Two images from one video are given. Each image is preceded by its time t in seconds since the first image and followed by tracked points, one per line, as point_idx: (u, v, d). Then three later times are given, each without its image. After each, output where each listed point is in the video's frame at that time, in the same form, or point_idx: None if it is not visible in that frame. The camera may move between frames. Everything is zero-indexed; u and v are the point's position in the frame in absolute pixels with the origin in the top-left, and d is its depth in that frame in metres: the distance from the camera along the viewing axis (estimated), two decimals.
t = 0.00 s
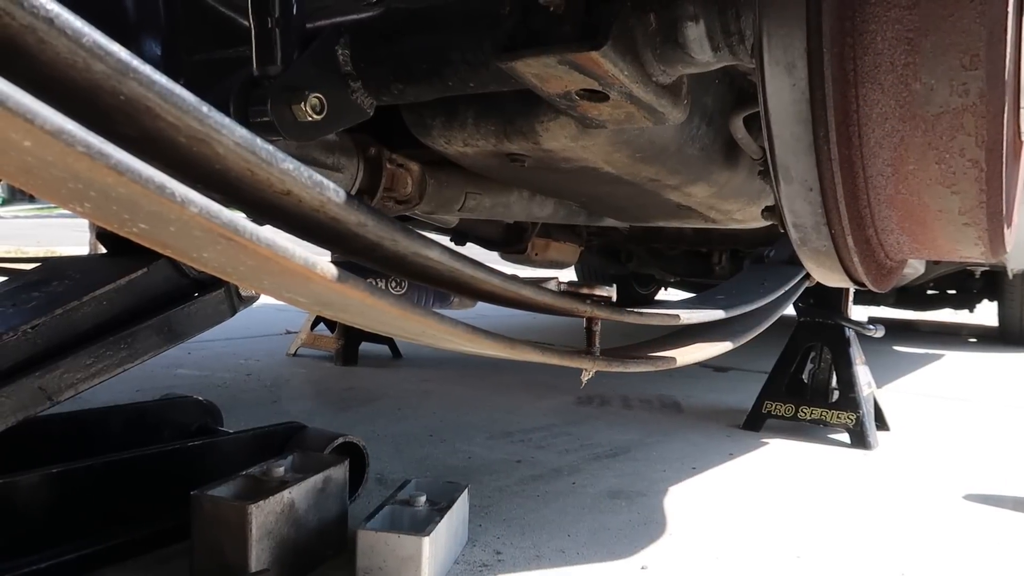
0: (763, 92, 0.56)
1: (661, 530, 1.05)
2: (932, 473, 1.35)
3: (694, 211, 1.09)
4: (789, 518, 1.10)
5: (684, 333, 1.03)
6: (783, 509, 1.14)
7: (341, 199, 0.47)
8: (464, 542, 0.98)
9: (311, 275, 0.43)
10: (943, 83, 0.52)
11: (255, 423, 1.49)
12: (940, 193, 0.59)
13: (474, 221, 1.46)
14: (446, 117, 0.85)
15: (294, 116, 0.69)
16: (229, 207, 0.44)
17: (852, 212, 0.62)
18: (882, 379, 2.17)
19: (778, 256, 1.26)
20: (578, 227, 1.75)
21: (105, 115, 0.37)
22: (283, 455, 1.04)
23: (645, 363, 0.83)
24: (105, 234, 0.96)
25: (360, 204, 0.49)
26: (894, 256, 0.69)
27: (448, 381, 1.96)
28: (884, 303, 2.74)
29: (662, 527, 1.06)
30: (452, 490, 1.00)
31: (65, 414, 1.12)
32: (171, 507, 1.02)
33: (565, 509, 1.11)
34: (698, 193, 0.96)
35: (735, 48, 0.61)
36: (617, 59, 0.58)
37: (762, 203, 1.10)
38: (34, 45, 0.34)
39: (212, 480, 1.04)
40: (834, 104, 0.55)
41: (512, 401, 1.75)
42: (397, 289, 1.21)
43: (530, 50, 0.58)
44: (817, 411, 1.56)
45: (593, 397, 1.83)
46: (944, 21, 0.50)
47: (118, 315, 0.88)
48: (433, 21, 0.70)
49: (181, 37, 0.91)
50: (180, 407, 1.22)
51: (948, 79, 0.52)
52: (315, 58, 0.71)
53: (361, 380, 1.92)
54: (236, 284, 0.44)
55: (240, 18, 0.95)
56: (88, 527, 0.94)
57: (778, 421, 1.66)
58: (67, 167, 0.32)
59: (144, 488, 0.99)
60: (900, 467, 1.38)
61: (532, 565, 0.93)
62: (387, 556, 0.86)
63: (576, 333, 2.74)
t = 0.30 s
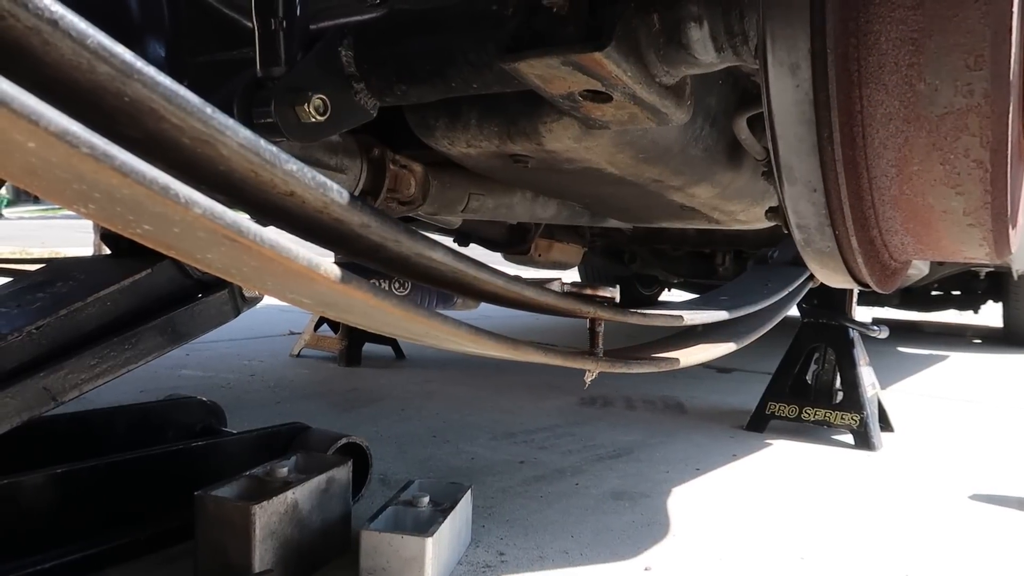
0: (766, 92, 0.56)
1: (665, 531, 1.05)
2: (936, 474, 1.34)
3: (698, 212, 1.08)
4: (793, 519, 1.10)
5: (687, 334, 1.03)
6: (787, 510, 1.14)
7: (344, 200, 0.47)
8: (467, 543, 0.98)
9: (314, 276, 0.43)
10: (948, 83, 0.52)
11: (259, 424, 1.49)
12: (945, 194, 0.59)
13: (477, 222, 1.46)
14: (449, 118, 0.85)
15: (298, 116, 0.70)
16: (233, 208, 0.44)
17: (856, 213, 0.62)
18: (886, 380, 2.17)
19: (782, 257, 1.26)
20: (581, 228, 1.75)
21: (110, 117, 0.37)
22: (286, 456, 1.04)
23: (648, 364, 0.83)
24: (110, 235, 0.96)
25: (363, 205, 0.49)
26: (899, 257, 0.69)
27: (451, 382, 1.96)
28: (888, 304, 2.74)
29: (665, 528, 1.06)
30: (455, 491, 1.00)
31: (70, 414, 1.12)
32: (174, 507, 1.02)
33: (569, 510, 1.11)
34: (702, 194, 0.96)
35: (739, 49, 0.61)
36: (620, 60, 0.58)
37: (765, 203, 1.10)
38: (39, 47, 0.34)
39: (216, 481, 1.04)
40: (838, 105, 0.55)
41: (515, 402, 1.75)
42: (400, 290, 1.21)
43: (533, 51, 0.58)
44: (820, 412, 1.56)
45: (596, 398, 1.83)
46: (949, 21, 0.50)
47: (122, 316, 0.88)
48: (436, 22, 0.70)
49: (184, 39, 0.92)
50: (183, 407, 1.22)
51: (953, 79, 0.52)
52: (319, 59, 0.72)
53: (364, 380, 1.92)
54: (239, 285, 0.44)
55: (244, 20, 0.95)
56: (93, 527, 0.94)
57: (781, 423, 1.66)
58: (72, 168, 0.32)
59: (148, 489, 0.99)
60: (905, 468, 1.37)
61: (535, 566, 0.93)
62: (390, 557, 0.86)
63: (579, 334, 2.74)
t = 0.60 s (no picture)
0: (770, 93, 0.56)
1: (668, 532, 1.04)
2: (940, 475, 1.34)
3: (701, 213, 1.08)
4: (796, 520, 1.10)
5: (691, 334, 1.03)
6: (790, 511, 1.13)
7: (347, 201, 0.47)
8: (470, 544, 0.98)
9: (317, 277, 0.43)
10: (952, 84, 0.52)
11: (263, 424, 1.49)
12: (949, 195, 0.58)
13: (480, 223, 1.47)
14: (452, 119, 0.85)
15: (302, 117, 0.70)
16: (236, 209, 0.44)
17: (859, 214, 0.62)
18: (890, 381, 2.16)
19: (786, 258, 1.26)
20: (584, 229, 1.75)
21: (113, 118, 0.37)
22: (290, 456, 1.04)
23: (652, 365, 0.83)
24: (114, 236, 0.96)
25: (366, 206, 0.49)
26: (903, 258, 0.69)
27: (454, 382, 1.96)
28: (892, 305, 2.73)
29: (669, 529, 1.06)
30: (458, 492, 1.00)
31: (74, 414, 1.12)
32: (178, 508, 1.02)
33: (572, 511, 1.11)
34: (705, 195, 0.96)
35: (742, 49, 0.60)
36: (624, 60, 0.58)
37: (769, 204, 1.10)
38: (44, 48, 0.34)
39: (220, 481, 1.04)
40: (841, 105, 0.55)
41: (518, 403, 1.75)
42: (403, 291, 1.21)
43: (537, 51, 0.58)
44: (824, 413, 1.56)
45: (600, 399, 1.83)
46: (953, 22, 0.50)
47: (126, 317, 0.88)
48: (439, 23, 0.70)
49: (188, 40, 0.92)
50: (187, 408, 1.22)
51: (957, 79, 0.52)
52: (322, 60, 0.72)
53: (367, 381, 1.93)
54: (242, 285, 0.44)
55: (248, 21, 0.95)
56: (98, 527, 0.95)
57: (785, 423, 1.65)
58: (76, 169, 0.33)
59: (151, 489, 0.99)
60: (909, 469, 1.37)
61: (538, 567, 0.93)
62: (393, 557, 0.86)
63: (582, 335, 2.74)
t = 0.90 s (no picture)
0: (774, 93, 0.56)
1: (672, 533, 1.04)
2: (945, 476, 1.33)
3: (704, 214, 1.08)
4: (800, 522, 1.10)
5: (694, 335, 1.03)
6: (794, 512, 1.13)
7: (351, 202, 0.47)
8: (474, 544, 0.98)
9: (321, 278, 0.43)
10: (956, 84, 0.52)
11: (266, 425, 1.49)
12: (953, 195, 0.58)
13: (483, 224, 1.47)
14: (455, 120, 0.85)
15: (305, 119, 0.70)
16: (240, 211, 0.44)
17: (863, 215, 0.61)
18: (894, 382, 2.16)
19: (790, 259, 1.26)
20: (587, 230, 1.75)
21: (117, 120, 0.37)
22: (293, 457, 1.04)
23: (655, 366, 0.82)
24: (118, 237, 0.97)
25: (368, 207, 0.49)
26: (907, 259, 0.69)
27: (457, 383, 1.96)
28: (895, 306, 2.73)
29: (672, 530, 1.05)
30: (461, 493, 1.00)
31: (78, 415, 1.12)
32: (182, 508, 1.03)
33: (575, 512, 1.11)
34: (709, 195, 0.96)
35: (746, 50, 0.60)
36: (626, 61, 0.58)
37: (772, 205, 1.10)
38: (47, 48, 0.34)
39: (224, 482, 1.04)
40: (845, 105, 0.55)
41: (521, 404, 1.74)
42: (406, 292, 1.21)
43: (539, 52, 0.58)
44: (828, 415, 1.55)
45: (603, 400, 1.83)
46: (956, 22, 0.50)
47: (129, 318, 0.89)
48: (442, 24, 0.70)
49: (191, 42, 0.92)
50: (190, 408, 1.22)
51: (961, 79, 0.52)
52: (324, 61, 0.72)
53: (371, 382, 1.93)
54: (246, 286, 0.44)
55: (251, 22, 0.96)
56: (103, 527, 0.95)
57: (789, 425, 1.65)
58: (80, 170, 0.33)
59: (155, 489, 1.00)
60: (913, 470, 1.37)
61: (541, 568, 0.93)
62: (396, 558, 0.86)
63: (585, 336, 2.73)
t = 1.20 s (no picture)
0: (777, 94, 0.56)
1: (675, 534, 1.04)
2: (949, 477, 1.33)
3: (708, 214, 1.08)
4: (804, 523, 1.09)
5: (698, 337, 1.03)
6: (797, 514, 1.13)
7: (354, 203, 0.47)
8: (477, 545, 0.98)
9: (324, 279, 0.43)
10: (961, 85, 0.52)
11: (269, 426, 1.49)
12: (958, 197, 0.58)
13: (486, 225, 1.47)
14: (458, 121, 0.85)
15: (308, 120, 0.70)
16: (244, 213, 0.44)
17: (867, 216, 0.61)
18: (898, 383, 2.15)
19: (794, 259, 1.25)
20: (590, 231, 1.75)
21: (122, 121, 0.37)
22: (297, 458, 1.04)
23: (658, 367, 0.82)
24: (122, 238, 0.97)
25: (371, 208, 0.49)
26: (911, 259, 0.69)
27: (460, 385, 1.96)
28: (900, 307, 2.72)
29: (675, 531, 1.05)
30: (465, 494, 1.00)
31: (82, 416, 1.13)
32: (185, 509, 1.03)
33: (578, 513, 1.11)
34: (712, 197, 0.96)
35: (749, 51, 0.60)
36: (629, 62, 0.58)
37: (776, 206, 1.09)
38: (51, 51, 0.34)
39: (228, 483, 1.04)
40: (849, 106, 0.54)
41: (524, 405, 1.74)
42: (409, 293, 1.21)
43: (543, 54, 0.58)
44: (832, 416, 1.55)
45: (606, 401, 1.83)
46: (960, 22, 0.50)
47: (133, 319, 0.89)
48: (446, 25, 0.71)
49: (194, 44, 0.92)
50: (194, 409, 1.23)
51: (965, 80, 0.52)
52: (328, 63, 0.72)
53: (374, 383, 1.93)
54: (249, 287, 0.44)
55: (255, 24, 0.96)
56: (106, 528, 0.95)
57: (792, 427, 1.65)
58: (84, 171, 0.33)
59: (159, 490, 1.00)
60: (917, 472, 1.36)
61: (544, 569, 0.93)
62: (400, 559, 0.86)
63: (588, 337, 2.73)
